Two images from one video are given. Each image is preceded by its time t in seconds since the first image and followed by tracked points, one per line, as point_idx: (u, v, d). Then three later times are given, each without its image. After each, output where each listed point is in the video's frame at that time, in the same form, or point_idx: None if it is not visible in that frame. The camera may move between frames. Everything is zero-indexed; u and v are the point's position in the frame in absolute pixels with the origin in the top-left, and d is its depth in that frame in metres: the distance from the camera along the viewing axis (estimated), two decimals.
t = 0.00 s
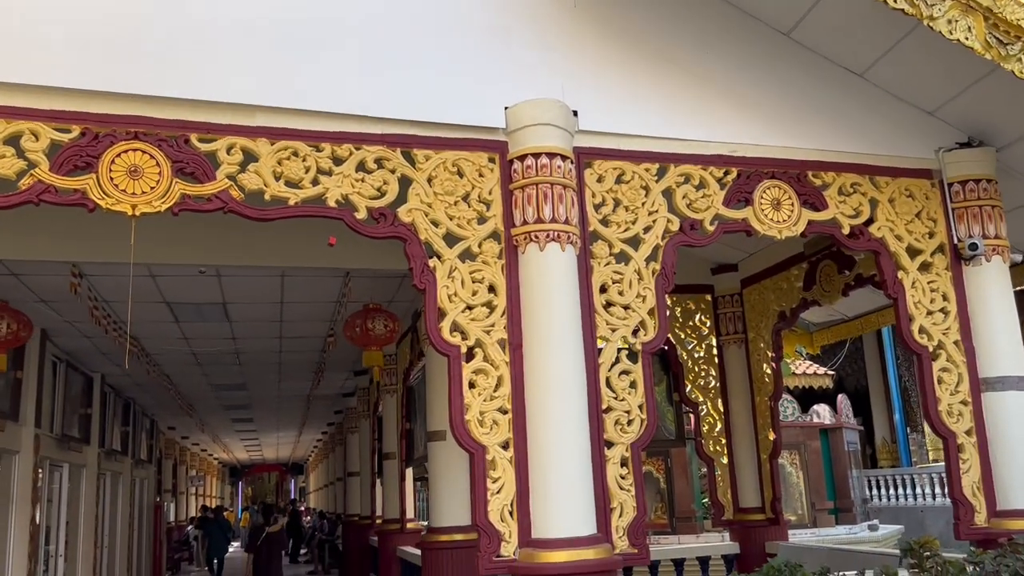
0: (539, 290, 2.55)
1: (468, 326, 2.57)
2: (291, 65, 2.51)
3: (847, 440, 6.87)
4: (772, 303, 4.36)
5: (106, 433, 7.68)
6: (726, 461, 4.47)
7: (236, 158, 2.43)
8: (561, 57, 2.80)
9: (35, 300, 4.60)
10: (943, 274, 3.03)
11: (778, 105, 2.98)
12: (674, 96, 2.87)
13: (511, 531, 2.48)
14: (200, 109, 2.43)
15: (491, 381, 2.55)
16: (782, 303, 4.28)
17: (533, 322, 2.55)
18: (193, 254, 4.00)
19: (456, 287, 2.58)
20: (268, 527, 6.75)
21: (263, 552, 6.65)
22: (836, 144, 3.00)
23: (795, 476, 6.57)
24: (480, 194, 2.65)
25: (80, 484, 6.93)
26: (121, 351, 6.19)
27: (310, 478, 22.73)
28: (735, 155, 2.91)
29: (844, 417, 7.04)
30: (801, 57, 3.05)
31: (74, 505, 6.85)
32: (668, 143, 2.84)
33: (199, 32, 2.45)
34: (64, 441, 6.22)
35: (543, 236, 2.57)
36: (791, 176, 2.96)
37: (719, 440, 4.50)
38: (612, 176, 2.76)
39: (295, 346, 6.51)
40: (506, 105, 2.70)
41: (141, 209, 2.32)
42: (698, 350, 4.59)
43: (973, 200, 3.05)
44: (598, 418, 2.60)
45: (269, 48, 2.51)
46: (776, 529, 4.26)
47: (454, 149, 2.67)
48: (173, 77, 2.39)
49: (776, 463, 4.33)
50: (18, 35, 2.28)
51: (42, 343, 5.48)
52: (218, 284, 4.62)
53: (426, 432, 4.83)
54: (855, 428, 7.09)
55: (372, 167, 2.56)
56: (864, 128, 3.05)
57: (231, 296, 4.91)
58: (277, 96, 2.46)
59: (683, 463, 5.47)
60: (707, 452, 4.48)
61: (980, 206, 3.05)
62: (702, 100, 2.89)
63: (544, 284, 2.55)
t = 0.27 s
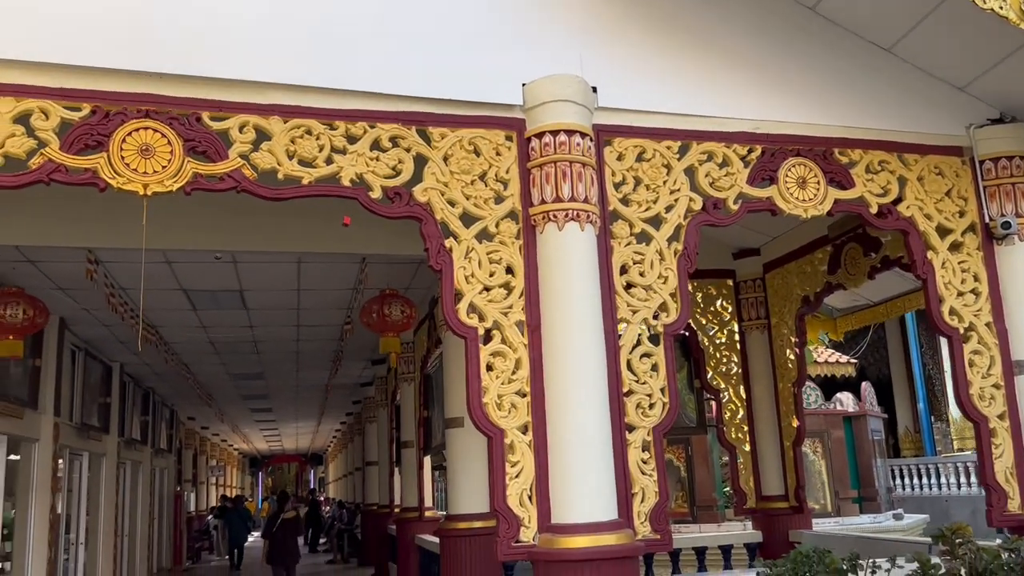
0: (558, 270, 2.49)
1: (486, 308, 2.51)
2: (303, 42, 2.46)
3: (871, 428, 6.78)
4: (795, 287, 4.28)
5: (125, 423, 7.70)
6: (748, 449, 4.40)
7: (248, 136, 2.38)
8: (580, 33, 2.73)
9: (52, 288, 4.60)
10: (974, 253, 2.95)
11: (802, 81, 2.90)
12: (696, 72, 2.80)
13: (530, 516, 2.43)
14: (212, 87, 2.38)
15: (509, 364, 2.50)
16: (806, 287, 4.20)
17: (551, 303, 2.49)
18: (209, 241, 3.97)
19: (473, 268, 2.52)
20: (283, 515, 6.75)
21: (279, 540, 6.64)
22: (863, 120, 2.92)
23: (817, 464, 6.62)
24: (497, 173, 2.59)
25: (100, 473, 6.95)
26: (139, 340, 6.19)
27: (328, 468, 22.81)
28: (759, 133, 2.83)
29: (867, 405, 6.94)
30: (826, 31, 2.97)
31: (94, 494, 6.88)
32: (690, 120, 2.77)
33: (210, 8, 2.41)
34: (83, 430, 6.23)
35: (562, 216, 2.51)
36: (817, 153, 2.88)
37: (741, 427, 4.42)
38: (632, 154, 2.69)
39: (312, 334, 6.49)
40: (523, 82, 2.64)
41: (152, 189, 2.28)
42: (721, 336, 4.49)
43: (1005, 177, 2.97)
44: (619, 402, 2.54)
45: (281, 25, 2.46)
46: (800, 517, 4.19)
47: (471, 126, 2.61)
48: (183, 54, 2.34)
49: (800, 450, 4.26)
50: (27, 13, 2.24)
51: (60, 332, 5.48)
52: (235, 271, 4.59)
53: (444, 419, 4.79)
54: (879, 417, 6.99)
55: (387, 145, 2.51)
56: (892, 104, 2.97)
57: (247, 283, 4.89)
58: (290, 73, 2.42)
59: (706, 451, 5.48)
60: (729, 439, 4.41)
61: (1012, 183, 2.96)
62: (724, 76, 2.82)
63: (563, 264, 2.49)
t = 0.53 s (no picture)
0: (585, 253, 2.43)
1: (511, 292, 2.45)
2: (323, 21, 2.41)
3: (903, 415, 6.67)
4: (827, 271, 4.18)
5: (151, 411, 7.74)
6: (778, 436, 4.32)
7: (268, 118, 2.33)
8: (606, 9, 2.66)
9: (77, 276, 4.60)
10: (1016, 234, 2.84)
11: (837, 56, 2.81)
12: (727, 49, 2.72)
13: (558, 505, 2.38)
14: (231, 69, 2.34)
15: (536, 349, 2.44)
16: (838, 271, 4.11)
17: (579, 287, 2.43)
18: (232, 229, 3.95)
19: (498, 252, 2.46)
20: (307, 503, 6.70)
21: (303, 529, 6.63)
22: (900, 97, 2.82)
23: (847, 452, 6.60)
24: (522, 154, 2.53)
25: (127, 460, 6.98)
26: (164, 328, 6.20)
27: (354, 456, 22.90)
28: (793, 110, 2.75)
29: (899, 391, 6.82)
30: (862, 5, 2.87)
31: (121, 481, 6.91)
32: (721, 98, 2.69)
33: None
34: (109, 418, 6.26)
35: (589, 197, 2.44)
36: (852, 131, 2.78)
37: (771, 415, 4.34)
38: (661, 133, 2.62)
39: (336, 322, 6.46)
40: (549, 60, 2.58)
41: (172, 172, 2.24)
42: (750, 321, 4.43)
43: None
44: (648, 388, 2.48)
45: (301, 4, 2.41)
46: (832, 506, 4.11)
47: (495, 106, 2.55)
48: (202, 35, 2.30)
49: (832, 438, 4.17)
50: None
51: (86, 320, 5.49)
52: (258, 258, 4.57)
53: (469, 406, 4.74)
54: (911, 404, 6.86)
55: (409, 126, 2.45)
56: (930, 80, 2.87)
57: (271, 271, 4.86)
58: (310, 53, 2.37)
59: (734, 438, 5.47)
60: (758, 426, 4.33)
61: None
62: (756, 53, 2.74)
63: (591, 247, 2.43)
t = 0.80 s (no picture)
0: (614, 233, 2.37)
1: (538, 274, 2.40)
2: None
3: (936, 401, 6.56)
4: (860, 254, 4.09)
5: (179, 399, 7.78)
6: (810, 422, 4.25)
7: (291, 98, 2.29)
8: None
9: (103, 264, 4.61)
10: None
11: (872, 30, 2.73)
12: (757, 23, 2.65)
13: (587, 490, 2.33)
14: (253, 48, 2.30)
15: (563, 332, 2.39)
16: (872, 253, 4.02)
17: (607, 268, 2.37)
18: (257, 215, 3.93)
19: (524, 233, 2.41)
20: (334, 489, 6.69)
21: (330, 514, 6.63)
22: (937, 71, 2.74)
23: (878, 438, 6.47)
24: (549, 132, 2.48)
25: (155, 448, 7.03)
26: (190, 316, 6.22)
27: (380, 444, 23.00)
28: (826, 86, 2.67)
29: (932, 376, 6.70)
30: None
31: (150, 469, 6.96)
32: (752, 74, 2.62)
33: None
34: (137, 406, 6.29)
35: (618, 176, 2.39)
36: (888, 107, 2.70)
37: (802, 400, 4.26)
38: (691, 111, 2.56)
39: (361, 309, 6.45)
40: (575, 37, 2.52)
41: (194, 153, 2.21)
42: (780, 305, 4.35)
43: None
44: (679, 371, 2.42)
45: None
46: (865, 493, 4.04)
47: (521, 84, 2.50)
48: (223, 14, 2.27)
49: (864, 423, 4.10)
50: None
51: (113, 308, 5.51)
52: (282, 244, 4.55)
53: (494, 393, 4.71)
54: (944, 390, 6.75)
55: (433, 105, 2.41)
56: (968, 53, 2.79)
57: (295, 257, 4.84)
58: (333, 32, 2.33)
59: (763, 423, 5.37)
60: (789, 412, 4.26)
61: None
62: (787, 27, 2.67)
63: (619, 226, 2.37)
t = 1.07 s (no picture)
0: (638, 208, 2.30)
1: (560, 251, 2.34)
2: None
3: (970, 383, 6.45)
4: (892, 232, 3.99)
5: (205, 384, 7.83)
6: (840, 405, 4.16)
7: (307, 71, 2.24)
8: None
9: (126, 247, 4.61)
10: None
11: None
12: None
13: (611, 472, 2.27)
14: (267, 20, 2.25)
15: (587, 310, 2.33)
16: (905, 232, 3.91)
17: (632, 244, 2.30)
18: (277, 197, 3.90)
19: (546, 209, 2.35)
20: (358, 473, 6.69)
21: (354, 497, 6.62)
22: (974, 39, 2.64)
23: (911, 423, 6.40)
24: (572, 105, 2.41)
25: (182, 433, 7.07)
26: (214, 301, 6.22)
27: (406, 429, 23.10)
28: (859, 55, 2.58)
29: (966, 359, 6.57)
30: None
31: (176, 453, 7.00)
32: (781, 43, 2.53)
33: None
34: (163, 390, 6.32)
35: (642, 149, 2.32)
36: (923, 77, 2.60)
37: (833, 383, 4.18)
38: (718, 81, 2.48)
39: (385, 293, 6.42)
40: (598, 6, 2.45)
41: (209, 128, 2.17)
42: (811, 286, 4.26)
43: None
44: (706, 349, 2.35)
45: None
46: (897, 476, 3.94)
47: (542, 56, 2.43)
48: None
49: (897, 406, 3.99)
50: None
51: (138, 293, 5.52)
52: (304, 227, 4.52)
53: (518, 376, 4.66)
54: (978, 372, 6.61)
55: (452, 78, 2.35)
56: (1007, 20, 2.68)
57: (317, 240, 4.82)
58: (348, 3, 2.27)
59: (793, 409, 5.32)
60: (819, 395, 4.17)
61: None
62: None
63: (644, 200, 2.30)
